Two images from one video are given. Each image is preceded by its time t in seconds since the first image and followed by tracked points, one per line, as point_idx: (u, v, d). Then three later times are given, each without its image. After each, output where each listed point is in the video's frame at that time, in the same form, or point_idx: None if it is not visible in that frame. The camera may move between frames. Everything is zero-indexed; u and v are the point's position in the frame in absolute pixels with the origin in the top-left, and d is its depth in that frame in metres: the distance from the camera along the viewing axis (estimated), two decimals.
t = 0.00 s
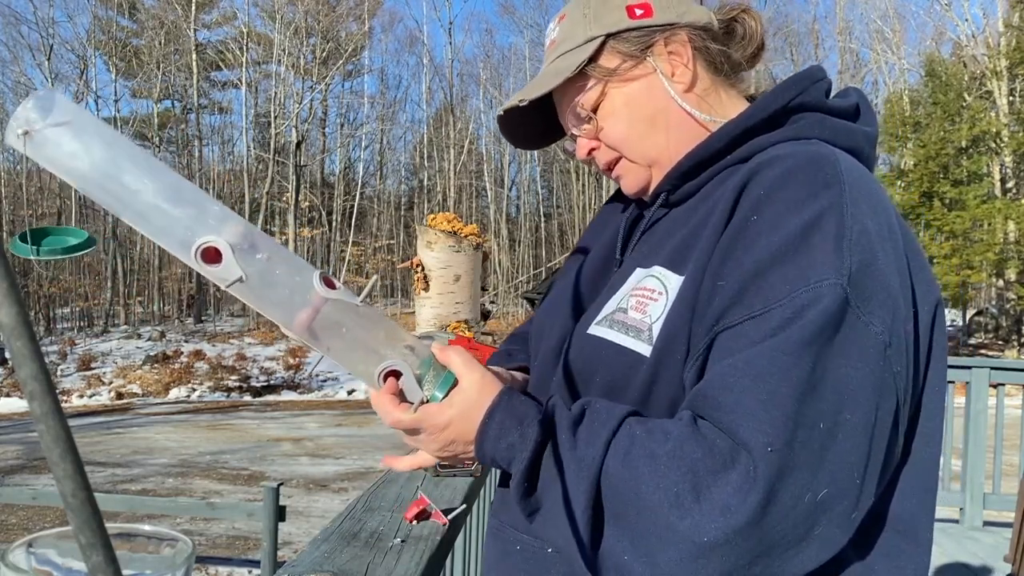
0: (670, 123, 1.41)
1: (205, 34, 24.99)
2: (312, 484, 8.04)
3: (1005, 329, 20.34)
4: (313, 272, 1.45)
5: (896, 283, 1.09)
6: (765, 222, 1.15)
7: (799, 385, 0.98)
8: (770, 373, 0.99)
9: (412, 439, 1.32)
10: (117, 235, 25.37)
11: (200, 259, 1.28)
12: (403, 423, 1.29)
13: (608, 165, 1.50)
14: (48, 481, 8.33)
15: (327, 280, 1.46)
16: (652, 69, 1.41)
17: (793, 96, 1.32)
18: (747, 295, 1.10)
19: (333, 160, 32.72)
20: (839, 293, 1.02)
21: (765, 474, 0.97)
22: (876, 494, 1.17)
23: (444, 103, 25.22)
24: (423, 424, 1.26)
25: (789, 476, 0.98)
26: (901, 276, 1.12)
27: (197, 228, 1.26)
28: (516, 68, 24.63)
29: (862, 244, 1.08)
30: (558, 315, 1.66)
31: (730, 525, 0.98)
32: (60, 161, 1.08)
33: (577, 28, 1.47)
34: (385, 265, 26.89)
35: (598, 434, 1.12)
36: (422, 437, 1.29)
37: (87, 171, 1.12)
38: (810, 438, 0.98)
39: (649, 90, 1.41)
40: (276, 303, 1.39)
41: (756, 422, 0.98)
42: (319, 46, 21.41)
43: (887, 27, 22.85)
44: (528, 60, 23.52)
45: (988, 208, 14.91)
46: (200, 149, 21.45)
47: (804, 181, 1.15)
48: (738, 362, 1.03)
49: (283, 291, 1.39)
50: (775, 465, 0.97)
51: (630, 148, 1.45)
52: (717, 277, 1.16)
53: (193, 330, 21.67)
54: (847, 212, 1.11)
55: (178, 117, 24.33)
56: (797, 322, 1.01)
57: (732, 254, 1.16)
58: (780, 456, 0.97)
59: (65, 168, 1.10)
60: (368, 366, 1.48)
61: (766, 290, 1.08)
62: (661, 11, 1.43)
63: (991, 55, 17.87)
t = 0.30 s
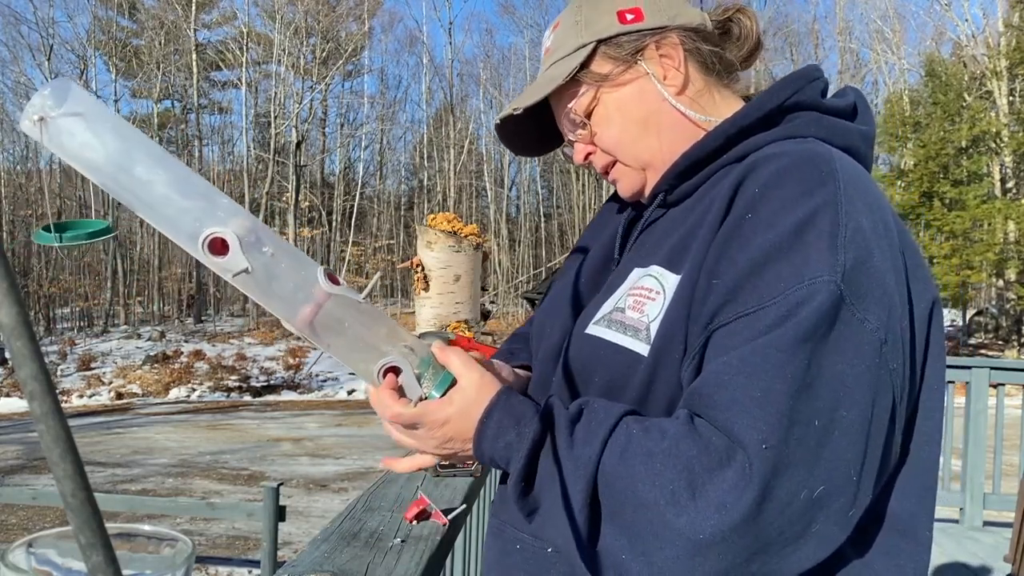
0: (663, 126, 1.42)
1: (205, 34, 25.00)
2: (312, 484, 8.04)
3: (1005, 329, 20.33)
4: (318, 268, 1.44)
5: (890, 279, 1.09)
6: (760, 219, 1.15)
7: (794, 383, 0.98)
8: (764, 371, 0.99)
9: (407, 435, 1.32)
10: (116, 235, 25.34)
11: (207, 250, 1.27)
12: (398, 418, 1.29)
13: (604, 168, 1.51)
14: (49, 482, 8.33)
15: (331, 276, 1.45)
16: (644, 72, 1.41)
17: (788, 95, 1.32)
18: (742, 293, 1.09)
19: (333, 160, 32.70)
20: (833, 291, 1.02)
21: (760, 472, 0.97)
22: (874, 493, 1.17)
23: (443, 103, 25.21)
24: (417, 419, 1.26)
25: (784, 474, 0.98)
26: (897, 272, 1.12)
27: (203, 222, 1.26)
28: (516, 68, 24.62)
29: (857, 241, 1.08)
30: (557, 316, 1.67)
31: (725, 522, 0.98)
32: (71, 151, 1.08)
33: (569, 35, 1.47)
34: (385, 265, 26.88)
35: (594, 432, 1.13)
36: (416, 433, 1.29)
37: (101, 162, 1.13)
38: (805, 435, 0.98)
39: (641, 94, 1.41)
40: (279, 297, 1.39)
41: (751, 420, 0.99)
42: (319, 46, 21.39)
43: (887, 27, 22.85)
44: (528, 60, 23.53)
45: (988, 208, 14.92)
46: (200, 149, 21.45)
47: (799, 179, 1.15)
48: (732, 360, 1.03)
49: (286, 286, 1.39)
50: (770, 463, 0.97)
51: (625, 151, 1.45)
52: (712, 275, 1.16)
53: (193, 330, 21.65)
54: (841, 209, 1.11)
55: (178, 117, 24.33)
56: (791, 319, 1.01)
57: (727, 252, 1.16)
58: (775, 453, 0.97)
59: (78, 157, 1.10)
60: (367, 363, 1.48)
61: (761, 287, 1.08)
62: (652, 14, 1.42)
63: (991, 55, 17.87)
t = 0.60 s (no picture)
0: (660, 128, 1.42)
1: (206, 34, 25.02)
2: (312, 484, 8.04)
3: (1005, 329, 20.33)
4: (322, 271, 1.44)
5: (886, 277, 1.09)
6: (756, 219, 1.15)
7: (789, 381, 0.98)
8: (759, 371, 0.99)
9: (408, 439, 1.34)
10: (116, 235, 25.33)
11: (212, 251, 1.27)
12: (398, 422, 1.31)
13: (603, 170, 1.51)
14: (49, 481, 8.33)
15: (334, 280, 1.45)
16: (641, 74, 1.41)
17: (785, 95, 1.33)
18: (737, 294, 1.09)
19: (333, 160, 32.69)
20: (828, 289, 1.02)
21: (756, 472, 0.97)
22: (873, 494, 1.17)
23: (443, 103, 25.21)
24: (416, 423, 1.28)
25: (780, 473, 0.98)
26: (892, 270, 1.12)
27: (210, 221, 1.26)
28: (516, 68, 24.64)
29: (853, 241, 1.08)
30: (557, 316, 1.67)
31: (723, 522, 0.98)
32: (83, 146, 1.09)
33: (567, 37, 1.47)
34: (385, 265, 26.88)
35: (592, 433, 1.13)
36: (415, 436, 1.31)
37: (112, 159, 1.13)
38: (801, 433, 0.98)
39: (639, 96, 1.41)
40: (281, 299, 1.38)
41: (746, 419, 0.99)
42: (319, 46, 21.41)
43: (887, 27, 22.86)
44: (528, 59, 23.54)
45: (988, 208, 14.94)
46: (200, 149, 21.46)
47: (796, 177, 1.15)
48: (728, 360, 1.03)
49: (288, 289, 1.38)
50: (766, 462, 0.97)
51: (623, 153, 1.46)
52: (709, 275, 1.16)
53: (193, 330, 21.65)
54: (838, 208, 1.11)
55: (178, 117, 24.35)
56: (787, 318, 1.01)
57: (723, 252, 1.16)
58: (771, 454, 0.97)
59: (89, 153, 1.10)
60: (367, 366, 1.49)
61: (757, 287, 1.08)
62: (650, 16, 1.42)
63: (991, 55, 17.88)
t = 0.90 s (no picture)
0: (661, 128, 1.42)
1: (205, 35, 25.06)
2: (312, 484, 8.04)
3: (1004, 329, 20.33)
4: (324, 271, 1.45)
5: (886, 276, 1.09)
6: (758, 219, 1.15)
7: (790, 381, 0.98)
8: (760, 372, 0.99)
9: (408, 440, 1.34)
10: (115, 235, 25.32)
11: (216, 249, 1.30)
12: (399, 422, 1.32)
13: (603, 169, 1.52)
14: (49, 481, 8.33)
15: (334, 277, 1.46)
16: (642, 73, 1.41)
17: (787, 95, 1.32)
18: (739, 293, 1.09)
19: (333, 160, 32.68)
20: (831, 289, 1.02)
21: (760, 472, 0.97)
22: (874, 494, 1.17)
23: (444, 103, 25.22)
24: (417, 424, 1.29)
25: (782, 473, 0.97)
26: (893, 271, 1.12)
27: (214, 220, 1.29)
28: (517, 68, 24.64)
29: (855, 240, 1.08)
30: (558, 317, 1.67)
31: (726, 522, 0.98)
32: (92, 147, 1.12)
33: (568, 37, 1.47)
34: (385, 265, 26.88)
35: (593, 435, 1.13)
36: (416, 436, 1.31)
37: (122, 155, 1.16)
38: (803, 433, 0.98)
39: (640, 95, 1.41)
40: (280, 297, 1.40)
41: (750, 419, 0.98)
42: (319, 46, 21.40)
43: (887, 27, 22.86)
44: (528, 60, 23.52)
45: (989, 208, 14.94)
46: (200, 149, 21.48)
47: (797, 178, 1.16)
48: (730, 360, 1.03)
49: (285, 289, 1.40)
50: (769, 462, 0.97)
51: (624, 151, 1.46)
52: (710, 275, 1.16)
53: (193, 330, 21.64)
54: (840, 209, 1.11)
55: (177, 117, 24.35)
56: (789, 319, 1.01)
57: (725, 252, 1.16)
58: (773, 454, 0.97)
59: (98, 154, 1.14)
60: (368, 366, 1.49)
61: (759, 287, 1.08)
62: (651, 15, 1.42)
63: (991, 55, 17.88)
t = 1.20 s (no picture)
0: (664, 125, 1.42)
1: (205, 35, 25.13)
2: (312, 484, 8.04)
3: (1004, 329, 20.32)
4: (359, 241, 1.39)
5: (890, 276, 1.09)
6: (763, 219, 1.15)
7: (795, 379, 0.99)
8: (767, 370, 0.99)
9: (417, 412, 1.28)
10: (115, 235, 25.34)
11: (258, 197, 1.24)
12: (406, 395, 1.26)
13: (605, 166, 1.51)
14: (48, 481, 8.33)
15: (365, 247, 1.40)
16: (646, 70, 1.41)
17: (788, 95, 1.33)
18: (745, 294, 1.09)
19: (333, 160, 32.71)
20: (835, 290, 1.02)
21: (767, 471, 0.97)
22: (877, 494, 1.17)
23: (444, 103, 25.24)
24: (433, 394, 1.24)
25: (789, 473, 0.97)
26: (896, 271, 1.12)
27: (262, 165, 1.24)
28: (517, 68, 24.67)
29: (860, 241, 1.08)
30: (558, 317, 1.67)
31: (733, 520, 0.98)
32: (145, 70, 1.14)
33: (572, 34, 1.47)
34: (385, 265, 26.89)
35: (595, 427, 1.14)
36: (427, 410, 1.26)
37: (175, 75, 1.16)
38: (811, 431, 0.98)
39: (643, 92, 1.41)
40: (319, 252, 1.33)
41: (754, 417, 0.99)
42: (319, 46, 21.37)
43: (887, 27, 22.90)
44: (529, 59, 23.55)
45: (988, 208, 14.96)
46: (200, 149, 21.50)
47: (801, 179, 1.16)
48: (734, 361, 1.04)
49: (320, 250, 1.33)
50: (775, 462, 0.97)
51: (626, 148, 1.45)
52: (715, 276, 1.16)
53: (193, 330, 21.63)
54: (844, 209, 1.11)
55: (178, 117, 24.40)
56: (795, 318, 1.01)
57: (729, 252, 1.16)
58: (778, 449, 0.97)
59: (150, 78, 1.15)
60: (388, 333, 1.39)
61: (765, 288, 1.08)
62: (655, 13, 1.42)
63: (991, 55, 17.90)
